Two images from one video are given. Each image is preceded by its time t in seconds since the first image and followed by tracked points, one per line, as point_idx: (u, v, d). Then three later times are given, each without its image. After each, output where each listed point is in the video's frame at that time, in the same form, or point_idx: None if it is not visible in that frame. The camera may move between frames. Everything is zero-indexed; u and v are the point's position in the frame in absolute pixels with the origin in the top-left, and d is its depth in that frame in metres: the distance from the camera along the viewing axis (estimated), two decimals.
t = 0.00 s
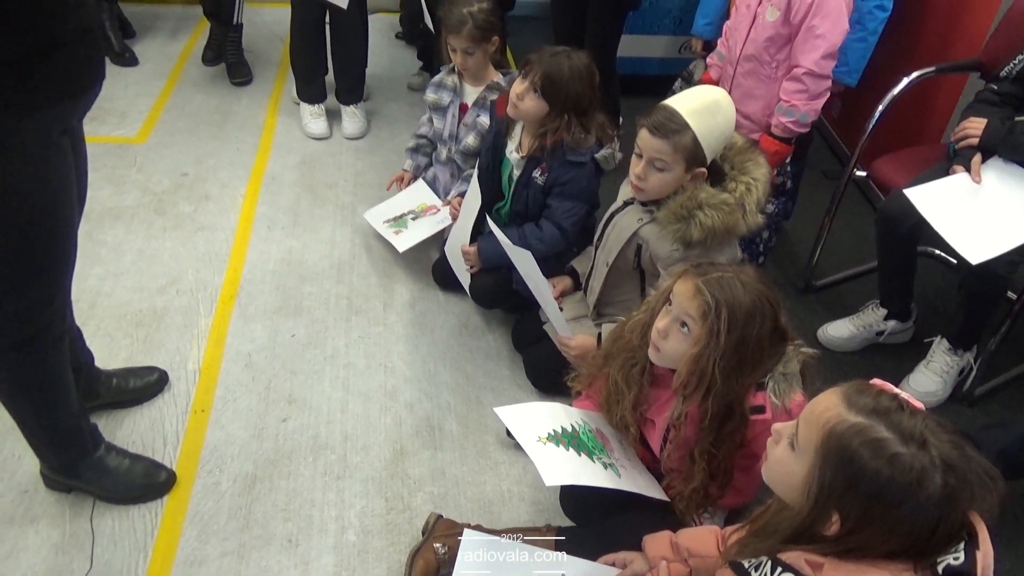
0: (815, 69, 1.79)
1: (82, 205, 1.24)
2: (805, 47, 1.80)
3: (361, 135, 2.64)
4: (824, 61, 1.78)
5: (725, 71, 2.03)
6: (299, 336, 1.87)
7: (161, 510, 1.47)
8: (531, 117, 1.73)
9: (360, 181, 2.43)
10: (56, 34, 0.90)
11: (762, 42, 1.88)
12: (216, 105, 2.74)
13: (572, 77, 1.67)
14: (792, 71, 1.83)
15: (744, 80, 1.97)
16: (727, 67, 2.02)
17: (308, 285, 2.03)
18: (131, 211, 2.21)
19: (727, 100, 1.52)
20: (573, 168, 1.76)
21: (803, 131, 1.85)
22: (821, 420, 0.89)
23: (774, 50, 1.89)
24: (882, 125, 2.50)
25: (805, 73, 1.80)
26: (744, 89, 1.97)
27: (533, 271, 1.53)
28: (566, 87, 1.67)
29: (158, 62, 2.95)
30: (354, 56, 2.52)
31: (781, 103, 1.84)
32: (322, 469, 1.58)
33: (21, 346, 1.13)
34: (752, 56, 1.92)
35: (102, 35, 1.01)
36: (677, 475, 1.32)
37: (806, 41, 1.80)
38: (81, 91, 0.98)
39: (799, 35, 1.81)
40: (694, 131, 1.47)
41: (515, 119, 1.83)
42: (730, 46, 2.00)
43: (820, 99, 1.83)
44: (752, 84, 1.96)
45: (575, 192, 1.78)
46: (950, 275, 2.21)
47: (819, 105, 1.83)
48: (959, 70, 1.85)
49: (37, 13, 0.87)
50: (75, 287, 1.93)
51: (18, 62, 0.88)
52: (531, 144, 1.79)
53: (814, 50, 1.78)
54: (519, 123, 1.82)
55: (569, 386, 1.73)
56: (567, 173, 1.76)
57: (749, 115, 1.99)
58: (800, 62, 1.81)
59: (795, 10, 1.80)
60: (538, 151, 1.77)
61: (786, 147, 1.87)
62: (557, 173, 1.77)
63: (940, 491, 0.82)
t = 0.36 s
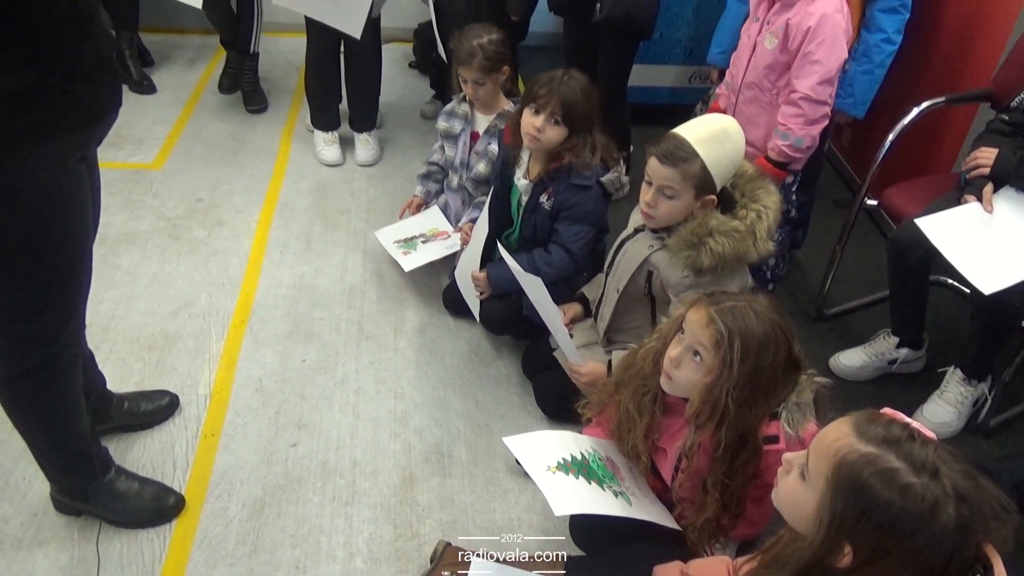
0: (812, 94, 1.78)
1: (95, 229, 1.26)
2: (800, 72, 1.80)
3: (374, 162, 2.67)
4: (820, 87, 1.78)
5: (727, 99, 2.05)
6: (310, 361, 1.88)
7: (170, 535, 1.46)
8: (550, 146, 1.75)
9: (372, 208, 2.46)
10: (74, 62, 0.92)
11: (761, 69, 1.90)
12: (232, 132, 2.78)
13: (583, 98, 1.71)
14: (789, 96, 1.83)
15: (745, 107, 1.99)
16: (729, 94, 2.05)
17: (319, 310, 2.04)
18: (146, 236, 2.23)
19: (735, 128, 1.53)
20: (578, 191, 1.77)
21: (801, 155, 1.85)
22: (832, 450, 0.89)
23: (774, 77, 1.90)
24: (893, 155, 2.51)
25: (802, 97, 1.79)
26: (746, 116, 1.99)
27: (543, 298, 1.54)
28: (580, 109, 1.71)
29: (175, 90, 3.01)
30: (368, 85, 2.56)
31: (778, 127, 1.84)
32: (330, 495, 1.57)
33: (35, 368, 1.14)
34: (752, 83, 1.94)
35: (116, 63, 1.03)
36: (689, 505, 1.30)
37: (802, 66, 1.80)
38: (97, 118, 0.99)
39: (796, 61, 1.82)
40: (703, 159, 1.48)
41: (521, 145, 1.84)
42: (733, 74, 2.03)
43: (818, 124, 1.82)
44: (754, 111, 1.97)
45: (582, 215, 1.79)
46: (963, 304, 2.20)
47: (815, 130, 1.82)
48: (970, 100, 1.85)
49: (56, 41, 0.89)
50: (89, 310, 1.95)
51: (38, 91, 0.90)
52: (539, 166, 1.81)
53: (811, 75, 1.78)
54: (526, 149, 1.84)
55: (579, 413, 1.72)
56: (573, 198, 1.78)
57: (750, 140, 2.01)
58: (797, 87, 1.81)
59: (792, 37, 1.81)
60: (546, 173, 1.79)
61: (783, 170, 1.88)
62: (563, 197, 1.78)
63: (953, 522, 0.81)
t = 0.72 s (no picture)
0: (838, 120, 1.79)
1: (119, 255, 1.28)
2: (824, 101, 1.81)
3: (390, 190, 2.70)
4: (847, 113, 1.79)
5: (745, 131, 2.04)
6: (323, 388, 1.89)
7: (180, 561, 1.46)
8: (564, 173, 1.76)
9: (387, 235, 2.48)
10: (107, 91, 0.94)
11: (781, 100, 1.90)
12: (250, 160, 2.83)
13: (593, 125, 1.74)
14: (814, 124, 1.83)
15: (766, 138, 1.97)
16: (746, 127, 2.04)
17: (333, 336, 2.05)
18: (164, 261, 2.26)
19: (749, 159, 1.55)
20: (591, 220, 1.78)
21: (829, 182, 1.85)
22: (847, 482, 0.88)
23: (794, 107, 1.90)
24: (907, 187, 2.50)
25: (829, 124, 1.79)
26: (767, 147, 1.98)
27: (556, 327, 1.54)
28: (591, 138, 1.73)
29: (196, 119, 3.07)
30: (385, 115, 2.61)
31: (806, 155, 1.84)
32: (341, 522, 1.56)
33: (52, 391, 1.15)
34: (772, 114, 1.93)
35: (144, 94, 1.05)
36: (703, 537, 1.29)
37: (825, 95, 1.81)
38: (125, 148, 1.01)
39: (818, 90, 1.82)
40: (717, 189, 1.49)
41: (535, 175, 1.86)
42: (748, 106, 2.03)
43: (844, 149, 1.82)
44: (776, 141, 1.96)
45: (594, 243, 1.79)
46: (981, 337, 2.17)
47: (843, 156, 1.83)
48: (983, 132, 1.86)
49: (91, 70, 0.91)
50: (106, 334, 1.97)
51: (70, 121, 0.92)
52: (555, 195, 1.82)
53: (835, 103, 1.78)
54: (541, 178, 1.85)
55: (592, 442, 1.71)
56: (585, 225, 1.79)
57: (774, 171, 1.99)
58: (822, 115, 1.81)
59: (812, 67, 1.81)
60: (561, 201, 1.80)
61: (810, 200, 1.86)
62: (574, 225, 1.79)
63: (972, 557, 0.79)
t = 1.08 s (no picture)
0: (857, 159, 1.79)
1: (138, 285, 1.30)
2: (844, 139, 1.81)
3: (407, 221, 2.73)
4: (866, 152, 1.79)
5: (761, 167, 2.03)
6: (337, 418, 1.89)
7: None
8: (580, 207, 1.78)
9: (404, 266, 2.50)
10: (141, 119, 0.98)
11: (799, 136, 1.89)
12: (271, 191, 2.88)
13: (607, 158, 1.76)
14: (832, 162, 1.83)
15: (783, 174, 1.96)
16: (762, 162, 2.03)
17: (349, 366, 2.06)
18: (183, 290, 2.30)
19: (766, 192, 1.55)
20: (607, 253, 1.79)
21: (846, 220, 1.85)
22: (865, 519, 0.87)
23: (812, 144, 1.89)
24: (925, 221, 2.49)
25: (848, 163, 1.80)
26: (784, 183, 1.97)
27: (572, 359, 1.54)
28: (605, 170, 1.75)
29: (218, 151, 3.13)
30: (403, 148, 2.65)
31: (823, 193, 1.83)
32: (354, 554, 1.55)
33: (73, 419, 1.16)
34: (790, 151, 1.93)
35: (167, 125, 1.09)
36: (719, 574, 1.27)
37: (845, 134, 1.81)
38: (153, 174, 1.05)
39: (837, 128, 1.83)
40: (734, 222, 1.49)
41: (552, 209, 1.88)
42: (763, 140, 2.01)
43: (862, 188, 1.83)
44: (793, 177, 1.96)
45: (610, 276, 1.80)
46: (1003, 373, 2.14)
47: (861, 194, 1.83)
48: (1001, 166, 1.85)
49: (129, 100, 0.95)
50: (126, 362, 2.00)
51: (109, 150, 0.95)
52: (571, 227, 1.83)
53: (855, 141, 1.79)
54: (558, 212, 1.87)
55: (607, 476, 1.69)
56: (601, 258, 1.79)
57: (792, 207, 1.98)
58: (841, 153, 1.81)
59: (831, 106, 1.82)
60: (577, 234, 1.81)
61: (828, 236, 1.85)
62: (591, 258, 1.80)
63: None
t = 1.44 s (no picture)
0: (889, 199, 1.77)
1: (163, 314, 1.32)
2: (874, 178, 1.79)
3: (427, 253, 2.76)
4: (898, 193, 1.77)
5: (786, 204, 1.99)
6: (355, 449, 1.89)
7: None
8: (600, 240, 1.79)
9: (423, 298, 2.52)
10: (166, 155, 1.01)
11: (828, 175, 1.86)
12: (293, 223, 2.92)
13: (627, 192, 1.76)
14: (861, 201, 1.81)
15: (810, 213, 1.92)
16: (787, 199, 2.00)
17: (367, 398, 2.06)
18: (205, 320, 2.33)
19: (785, 226, 1.55)
20: (627, 287, 1.79)
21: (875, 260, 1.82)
22: (891, 563, 0.85)
23: (841, 182, 1.86)
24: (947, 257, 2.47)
25: (879, 203, 1.77)
26: (811, 221, 1.93)
27: (591, 393, 1.54)
28: (624, 204, 1.76)
29: (242, 184, 3.19)
30: (424, 182, 2.69)
31: (853, 233, 1.79)
32: None
33: (97, 447, 1.17)
34: (818, 189, 1.89)
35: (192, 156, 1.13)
36: None
37: (875, 173, 1.79)
38: (178, 202, 1.08)
39: (868, 168, 1.80)
40: (757, 253, 1.49)
41: (571, 242, 1.89)
42: (788, 178, 1.99)
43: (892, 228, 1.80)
44: (821, 216, 1.91)
45: (630, 310, 1.80)
46: None
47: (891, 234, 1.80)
48: None
49: (161, 130, 0.99)
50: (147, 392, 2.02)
51: (144, 179, 0.99)
52: (591, 261, 1.84)
53: (886, 181, 1.77)
54: (578, 245, 1.88)
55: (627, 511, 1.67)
56: (621, 292, 1.79)
57: (818, 245, 1.94)
58: (872, 193, 1.79)
59: (862, 145, 1.80)
60: (597, 268, 1.81)
61: (856, 276, 1.82)
62: (611, 291, 1.80)
63: None
